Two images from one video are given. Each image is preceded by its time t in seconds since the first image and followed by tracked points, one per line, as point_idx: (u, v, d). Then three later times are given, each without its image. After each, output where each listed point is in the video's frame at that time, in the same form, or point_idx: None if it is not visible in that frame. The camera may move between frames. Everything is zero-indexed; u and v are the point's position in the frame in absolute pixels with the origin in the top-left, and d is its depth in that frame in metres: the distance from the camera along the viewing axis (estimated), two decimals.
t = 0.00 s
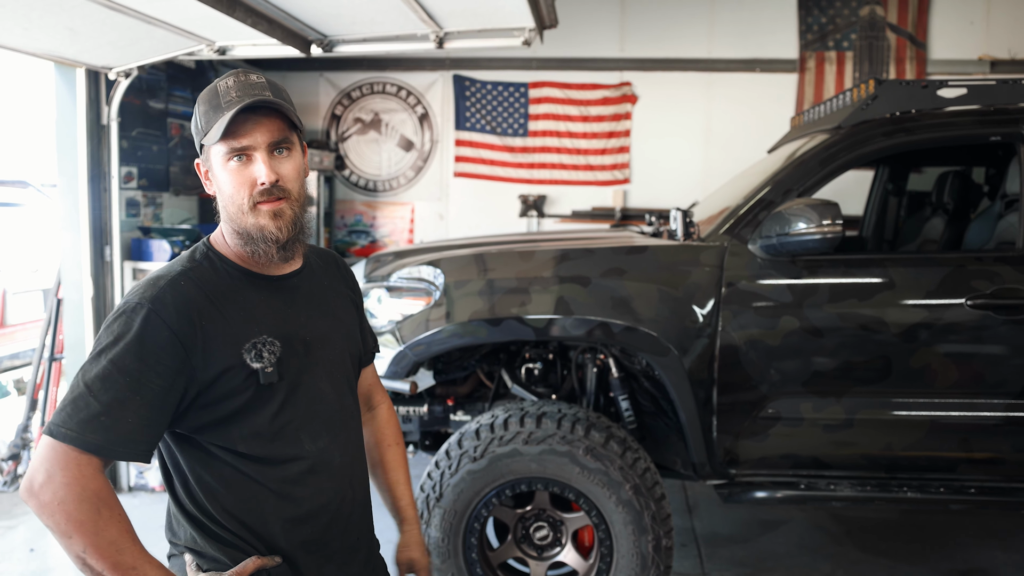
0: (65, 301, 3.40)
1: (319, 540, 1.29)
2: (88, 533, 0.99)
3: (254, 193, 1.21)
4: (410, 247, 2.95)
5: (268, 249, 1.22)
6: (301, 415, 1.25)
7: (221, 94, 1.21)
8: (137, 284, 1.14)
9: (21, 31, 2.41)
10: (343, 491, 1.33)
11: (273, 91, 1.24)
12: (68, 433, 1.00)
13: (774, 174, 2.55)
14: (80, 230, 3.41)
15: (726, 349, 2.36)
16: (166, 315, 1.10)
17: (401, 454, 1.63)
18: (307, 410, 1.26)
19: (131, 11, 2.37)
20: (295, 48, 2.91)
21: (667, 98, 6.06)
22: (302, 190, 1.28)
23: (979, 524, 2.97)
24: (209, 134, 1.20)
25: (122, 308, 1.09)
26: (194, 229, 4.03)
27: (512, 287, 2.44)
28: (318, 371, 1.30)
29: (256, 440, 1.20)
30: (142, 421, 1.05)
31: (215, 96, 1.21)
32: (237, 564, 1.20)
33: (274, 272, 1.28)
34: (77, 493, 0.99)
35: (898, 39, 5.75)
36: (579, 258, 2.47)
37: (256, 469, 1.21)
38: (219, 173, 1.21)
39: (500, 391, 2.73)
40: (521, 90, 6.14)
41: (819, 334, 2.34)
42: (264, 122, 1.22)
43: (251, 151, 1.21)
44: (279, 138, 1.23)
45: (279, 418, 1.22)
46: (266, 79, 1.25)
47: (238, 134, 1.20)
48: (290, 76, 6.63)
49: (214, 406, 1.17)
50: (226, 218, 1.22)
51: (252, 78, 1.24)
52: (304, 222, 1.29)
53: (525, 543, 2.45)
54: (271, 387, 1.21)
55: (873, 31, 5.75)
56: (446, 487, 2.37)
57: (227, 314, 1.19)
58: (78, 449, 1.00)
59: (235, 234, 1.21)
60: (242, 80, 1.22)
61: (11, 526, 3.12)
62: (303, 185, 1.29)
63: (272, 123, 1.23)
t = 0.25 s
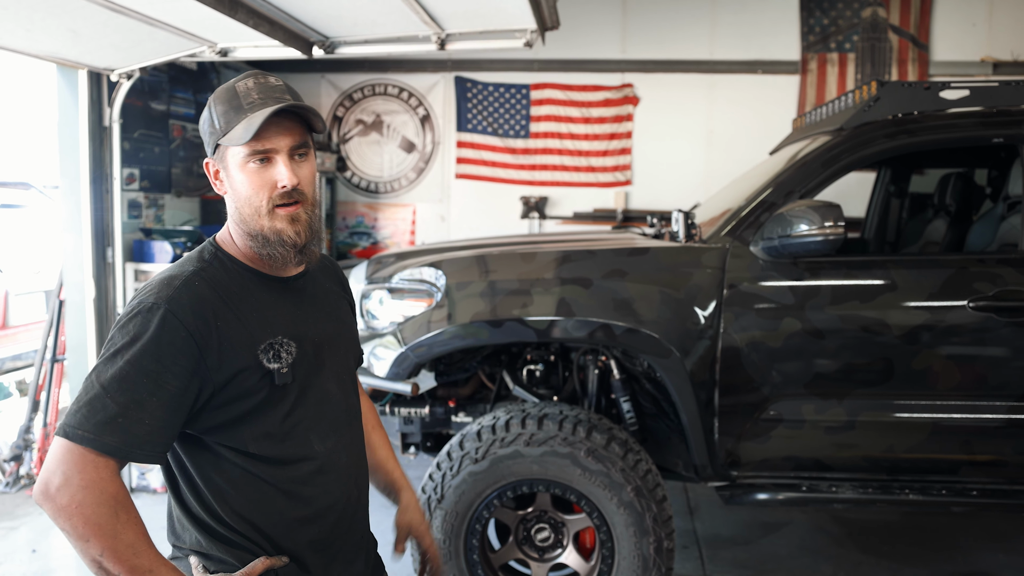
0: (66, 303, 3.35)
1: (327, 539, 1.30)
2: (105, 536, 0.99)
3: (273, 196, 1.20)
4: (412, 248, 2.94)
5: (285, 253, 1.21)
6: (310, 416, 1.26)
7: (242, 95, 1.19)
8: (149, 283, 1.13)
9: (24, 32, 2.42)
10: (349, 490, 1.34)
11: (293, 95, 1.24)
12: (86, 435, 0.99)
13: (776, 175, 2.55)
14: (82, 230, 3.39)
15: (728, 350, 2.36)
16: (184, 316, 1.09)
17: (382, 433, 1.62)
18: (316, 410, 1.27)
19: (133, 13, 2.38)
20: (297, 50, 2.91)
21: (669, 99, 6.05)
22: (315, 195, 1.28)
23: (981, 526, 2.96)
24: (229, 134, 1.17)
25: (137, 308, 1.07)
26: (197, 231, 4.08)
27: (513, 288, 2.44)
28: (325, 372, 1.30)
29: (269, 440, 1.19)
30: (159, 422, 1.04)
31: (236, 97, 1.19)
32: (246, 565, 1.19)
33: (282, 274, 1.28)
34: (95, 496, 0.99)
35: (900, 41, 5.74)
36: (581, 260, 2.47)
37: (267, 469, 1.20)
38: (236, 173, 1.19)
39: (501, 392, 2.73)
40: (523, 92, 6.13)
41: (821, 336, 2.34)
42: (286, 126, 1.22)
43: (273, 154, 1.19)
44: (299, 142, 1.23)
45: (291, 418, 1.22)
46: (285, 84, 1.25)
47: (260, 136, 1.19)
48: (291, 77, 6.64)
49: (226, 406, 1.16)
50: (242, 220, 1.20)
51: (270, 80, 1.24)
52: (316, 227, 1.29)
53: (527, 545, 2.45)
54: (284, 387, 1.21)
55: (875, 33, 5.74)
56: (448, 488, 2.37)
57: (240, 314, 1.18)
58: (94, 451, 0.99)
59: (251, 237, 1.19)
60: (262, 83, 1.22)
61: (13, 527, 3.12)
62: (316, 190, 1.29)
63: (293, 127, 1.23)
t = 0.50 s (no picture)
0: (67, 304, 3.36)
1: (332, 537, 1.30)
2: (116, 538, 0.97)
3: (304, 207, 1.19)
4: (413, 249, 2.94)
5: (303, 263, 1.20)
6: (312, 414, 1.26)
7: (288, 103, 1.19)
8: (148, 284, 1.12)
9: (24, 33, 2.41)
10: (352, 487, 1.34)
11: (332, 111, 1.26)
12: (93, 436, 0.99)
13: (777, 177, 2.55)
14: (83, 231, 3.40)
15: (728, 352, 2.36)
16: (186, 314, 1.09)
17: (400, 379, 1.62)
18: (317, 408, 1.27)
19: (134, 14, 2.37)
20: (298, 50, 2.91)
21: (670, 100, 6.05)
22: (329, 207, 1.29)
23: (982, 528, 2.96)
24: (272, 138, 1.15)
25: (138, 308, 1.07)
26: (197, 231, 4.02)
27: (514, 289, 2.44)
28: (326, 370, 1.31)
29: (271, 439, 1.19)
30: (165, 422, 1.04)
31: (281, 102, 1.18)
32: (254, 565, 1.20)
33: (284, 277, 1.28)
34: (106, 498, 0.98)
35: (901, 42, 5.74)
36: (582, 261, 2.47)
37: (271, 468, 1.20)
38: (268, 176, 1.16)
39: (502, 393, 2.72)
40: (524, 93, 6.13)
41: (821, 337, 2.34)
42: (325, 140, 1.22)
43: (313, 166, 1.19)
44: (334, 158, 1.24)
45: (292, 416, 1.22)
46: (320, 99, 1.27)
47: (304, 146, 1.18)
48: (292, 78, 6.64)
49: (228, 405, 1.15)
50: (268, 225, 1.18)
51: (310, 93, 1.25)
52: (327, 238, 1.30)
53: (527, 546, 2.45)
54: (285, 385, 1.21)
55: (876, 34, 5.74)
56: (448, 489, 2.37)
57: (242, 312, 1.18)
58: (102, 452, 0.99)
59: (275, 243, 1.18)
60: (306, 95, 1.23)
61: (13, 528, 3.12)
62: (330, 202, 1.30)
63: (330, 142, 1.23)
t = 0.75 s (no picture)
0: (68, 304, 3.35)
1: (331, 538, 1.30)
2: (110, 536, 0.97)
3: (288, 204, 1.19)
4: (414, 250, 2.94)
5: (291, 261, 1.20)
6: (311, 415, 1.25)
7: (276, 100, 1.19)
8: (149, 284, 1.13)
9: (25, 34, 2.41)
10: (353, 489, 1.34)
11: (324, 108, 1.24)
12: (90, 436, 0.99)
13: (778, 178, 2.55)
14: (83, 231, 3.36)
15: (729, 352, 2.36)
16: (184, 315, 1.09)
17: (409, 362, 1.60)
18: (316, 410, 1.26)
19: (134, 14, 2.37)
20: (299, 51, 2.90)
21: (671, 101, 6.05)
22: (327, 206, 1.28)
23: (982, 528, 2.96)
24: (257, 136, 1.16)
25: (137, 308, 1.07)
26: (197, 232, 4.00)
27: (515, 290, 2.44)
28: (327, 371, 1.30)
29: (270, 440, 1.19)
30: (162, 422, 1.04)
31: (269, 99, 1.18)
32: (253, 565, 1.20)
33: (283, 278, 1.27)
34: (100, 496, 0.98)
35: (903, 43, 5.73)
36: (582, 262, 2.47)
37: (269, 469, 1.20)
38: (256, 174, 1.18)
39: (503, 394, 2.72)
40: (525, 93, 6.13)
41: (822, 338, 2.34)
42: (312, 136, 1.21)
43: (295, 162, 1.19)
44: (323, 154, 1.23)
45: (291, 418, 1.22)
46: (316, 95, 1.25)
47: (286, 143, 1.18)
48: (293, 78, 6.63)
49: (226, 405, 1.15)
50: (254, 222, 1.19)
51: (304, 89, 1.24)
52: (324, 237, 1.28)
53: (528, 546, 2.45)
54: (284, 386, 1.21)
55: (877, 35, 5.73)
56: (449, 490, 2.37)
57: (241, 314, 1.18)
58: (99, 451, 0.99)
59: (261, 240, 1.19)
60: (297, 92, 1.22)
61: (14, 529, 3.12)
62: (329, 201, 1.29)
63: (319, 138, 1.22)
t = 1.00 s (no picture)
0: (68, 304, 3.34)
1: (328, 541, 1.28)
2: (103, 531, 0.98)
3: (264, 196, 1.22)
4: (414, 250, 2.94)
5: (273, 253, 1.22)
6: (308, 417, 1.24)
7: (245, 94, 1.22)
8: (149, 284, 1.14)
9: (25, 34, 2.41)
10: (352, 493, 1.31)
11: (295, 95, 1.25)
12: (84, 431, 1.00)
13: (778, 178, 2.55)
14: (84, 232, 3.33)
15: (729, 352, 2.37)
16: (178, 314, 1.10)
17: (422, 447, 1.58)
18: (314, 412, 1.25)
19: (134, 14, 2.36)
20: (299, 51, 2.90)
21: (671, 101, 6.04)
22: (314, 198, 1.29)
23: (982, 528, 2.97)
24: (229, 134, 1.21)
25: (135, 307, 1.09)
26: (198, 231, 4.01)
27: (515, 290, 2.44)
28: (327, 373, 1.28)
29: (265, 440, 1.19)
30: (154, 419, 1.05)
31: (240, 96, 1.22)
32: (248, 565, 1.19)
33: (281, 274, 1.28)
34: (93, 492, 0.99)
35: (904, 43, 5.72)
36: (583, 262, 2.47)
37: (264, 469, 1.20)
38: (235, 172, 1.22)
39: (504, 394, 2.72)
40: (526, 93, 6.13)
41: (822, 338, 2.34)
42: (283, 126, 1.23)
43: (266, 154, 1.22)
44: (296, 143, 1.24)
45: (288, 418, 1.21)
46: (293, 86, 1.26)
47: (256, 136, 1.22)
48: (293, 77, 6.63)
49: (222, 404, 1.16)
50: (237, 217, 1.23)
51: (278, 80, 1.25)
52: (313, 228, 1.29)
53: (528, 546, 2.46)
54: (280, 386, 1.20)
55: (878, 35, 5.72)
56: (450, 490, 2.37)
57: (237, 313, 1.18)
58: (92, 447, 1.00)
59: (244, 234, 1.22)
60: (268, 82, 1.23)
61: (15, 529, 3.12)
62: (316, 193, 1.29)
63: (290, 128, 1.24)
